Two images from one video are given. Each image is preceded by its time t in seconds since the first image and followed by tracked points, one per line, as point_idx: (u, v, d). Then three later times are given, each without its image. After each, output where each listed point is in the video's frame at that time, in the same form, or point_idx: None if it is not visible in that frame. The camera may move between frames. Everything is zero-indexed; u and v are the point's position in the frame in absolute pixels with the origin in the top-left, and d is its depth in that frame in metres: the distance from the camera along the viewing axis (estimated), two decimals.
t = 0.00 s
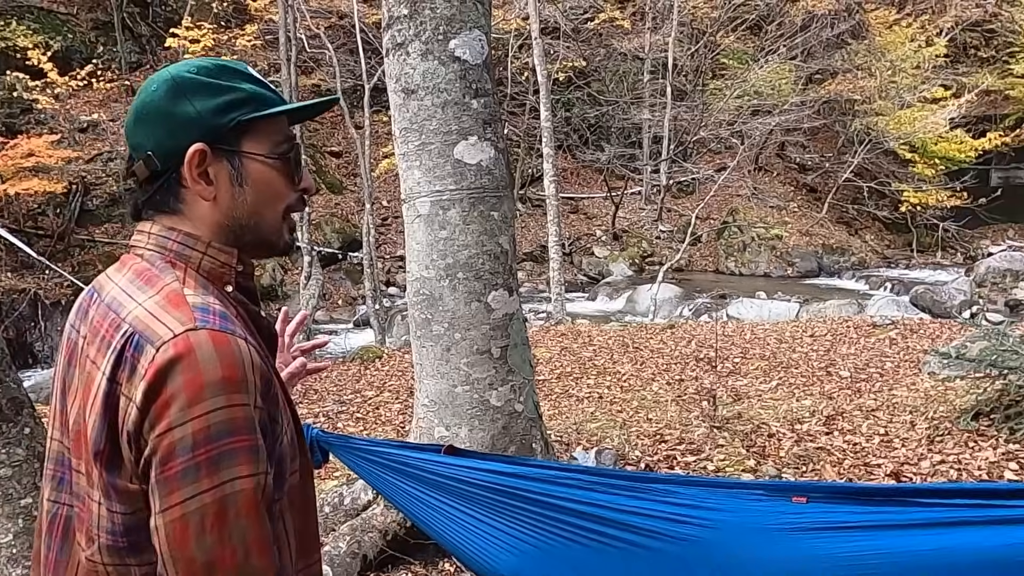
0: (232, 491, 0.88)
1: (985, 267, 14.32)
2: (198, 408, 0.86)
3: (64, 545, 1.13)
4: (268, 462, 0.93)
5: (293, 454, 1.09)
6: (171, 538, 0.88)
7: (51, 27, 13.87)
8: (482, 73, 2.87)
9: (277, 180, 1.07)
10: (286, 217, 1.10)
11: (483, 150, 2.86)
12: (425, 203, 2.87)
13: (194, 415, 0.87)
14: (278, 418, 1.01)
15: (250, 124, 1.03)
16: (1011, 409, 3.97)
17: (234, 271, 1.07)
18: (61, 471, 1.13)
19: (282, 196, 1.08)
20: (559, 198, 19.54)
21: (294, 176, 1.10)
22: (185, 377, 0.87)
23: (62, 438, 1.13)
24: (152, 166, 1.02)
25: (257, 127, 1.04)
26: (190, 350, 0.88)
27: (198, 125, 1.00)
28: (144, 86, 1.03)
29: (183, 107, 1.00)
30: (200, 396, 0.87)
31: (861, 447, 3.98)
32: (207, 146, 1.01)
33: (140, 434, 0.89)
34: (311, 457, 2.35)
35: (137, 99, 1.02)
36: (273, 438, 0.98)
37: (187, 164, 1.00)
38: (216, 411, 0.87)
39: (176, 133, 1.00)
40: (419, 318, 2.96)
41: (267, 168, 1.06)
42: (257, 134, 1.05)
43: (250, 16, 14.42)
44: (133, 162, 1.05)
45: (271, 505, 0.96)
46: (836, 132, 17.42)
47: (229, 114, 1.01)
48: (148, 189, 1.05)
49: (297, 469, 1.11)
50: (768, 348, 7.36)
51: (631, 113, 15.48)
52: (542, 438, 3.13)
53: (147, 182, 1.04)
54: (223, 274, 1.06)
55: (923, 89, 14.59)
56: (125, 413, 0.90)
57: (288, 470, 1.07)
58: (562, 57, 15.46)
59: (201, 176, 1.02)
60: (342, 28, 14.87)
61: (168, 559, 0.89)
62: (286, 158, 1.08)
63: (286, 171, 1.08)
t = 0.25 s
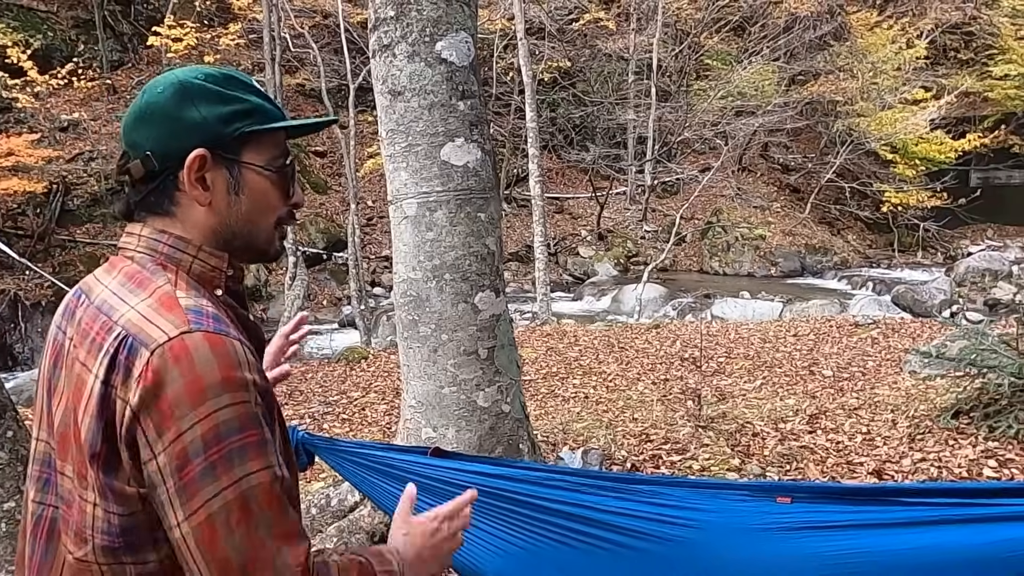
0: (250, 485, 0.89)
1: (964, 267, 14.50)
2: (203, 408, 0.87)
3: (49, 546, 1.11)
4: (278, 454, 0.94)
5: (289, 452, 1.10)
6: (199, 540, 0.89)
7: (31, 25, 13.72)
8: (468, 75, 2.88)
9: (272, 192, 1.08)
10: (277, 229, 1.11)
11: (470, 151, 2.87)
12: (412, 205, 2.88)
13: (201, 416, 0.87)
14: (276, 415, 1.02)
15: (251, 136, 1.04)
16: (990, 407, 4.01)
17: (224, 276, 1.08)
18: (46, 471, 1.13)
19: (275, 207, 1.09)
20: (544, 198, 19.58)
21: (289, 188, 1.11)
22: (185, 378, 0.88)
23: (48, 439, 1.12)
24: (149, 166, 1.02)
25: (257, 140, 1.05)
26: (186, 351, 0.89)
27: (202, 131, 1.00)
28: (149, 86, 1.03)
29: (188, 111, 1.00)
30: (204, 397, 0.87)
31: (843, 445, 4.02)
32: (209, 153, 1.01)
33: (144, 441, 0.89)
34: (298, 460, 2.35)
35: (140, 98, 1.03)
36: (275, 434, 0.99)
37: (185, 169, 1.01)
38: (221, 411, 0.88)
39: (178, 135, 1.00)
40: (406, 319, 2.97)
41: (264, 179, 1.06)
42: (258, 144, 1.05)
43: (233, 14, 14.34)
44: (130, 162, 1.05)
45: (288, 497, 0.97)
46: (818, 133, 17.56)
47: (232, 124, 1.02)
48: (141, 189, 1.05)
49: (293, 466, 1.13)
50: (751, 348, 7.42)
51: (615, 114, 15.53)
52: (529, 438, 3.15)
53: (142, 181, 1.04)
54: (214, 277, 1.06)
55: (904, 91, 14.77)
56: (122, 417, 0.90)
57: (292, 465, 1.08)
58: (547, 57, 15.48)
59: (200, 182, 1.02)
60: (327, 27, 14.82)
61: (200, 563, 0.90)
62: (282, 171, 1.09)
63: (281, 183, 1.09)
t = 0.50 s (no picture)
0: (297, 431, 0.94)
1: (940, 265, 14.71)
2: (219, 386, 0.90)
3: (41, 550, 1.11)
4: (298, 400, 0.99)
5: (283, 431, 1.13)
6: (274, 492, 0.93)
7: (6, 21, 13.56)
8: (452, 76, 2.91)
9: (242, 194, 1.09)
10: (253, 232, 1.12)
11: (454, 153, 2.90)
12: (396, 206, 2.90)
13: (218, 396, 0.90)
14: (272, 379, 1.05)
15: (217, 140, 1.05)
16: (964, 403, 4.09)
17: (201, 277, 1.10)
18: (31, 478, 1.12)
19: (248, 209, 1.10)
20: (527, 197, 19.63)
21: (263, 188, 1.12)
22: (190, 365, 0.90)
23: (30, 447, 1.12)
24: (119, 173, 1.05)
25: (224, 143, 1.06)
26: (183, 344, 0.91)
27: (166, 137, 1.02)
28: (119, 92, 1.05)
29: (152, 118, 1.02)
30: (216, 378, 0.90)
31: (821, 441, 4.10)
32: (172, 159, 1.03)
33: (166, 433, 0.91)
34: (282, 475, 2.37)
35: (111, 105, 1.05)
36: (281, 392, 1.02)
37: (152, 175, 1.03)
38: (235, 384, 0.91)
39: (145, 141, 1.03)
40: (390, 319, 2.99)
41: (232, 182, 1.07)
42: (223, 148, 1.06)
43: (214, 12, 14.24)
44: (103, 168, 1.07)
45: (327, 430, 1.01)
46: (798, 133, 17.73)
47: (197, 128, 1.03)
48: (114, 195, 1.07)
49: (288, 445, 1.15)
50: (732, 346, 7.49)
51: (598, 113, 15.58)
52: (513, 436, 3.18)
53: (115, 187, 1.07)
54: (192, 278, 1.08)
55: (882, 92, 14.98)
56: (130, 415, 0.92)
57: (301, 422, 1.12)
58: (530, 56, 15.53)
59: (167, 187, 1.04)
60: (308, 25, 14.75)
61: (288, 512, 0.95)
62: (252, 171, 1.09)
63: (254, 186, 1.10)
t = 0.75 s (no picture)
0: (295, 407, 0.98)
1: (920, 265, 14.95)
2: (216, 373, 0.95)
3: (30, 541, 1.14)
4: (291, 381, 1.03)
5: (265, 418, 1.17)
6: (280, 467, 0.98)
7: None
8: (435, 79, 2.96)
9: (224, 198, 1.12)
10: (234, 235, 1.16)
11: (437, 154, 2.94)
12: (380, 206, 2.94)
13: (215, 382, 0.95)
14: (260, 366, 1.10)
15: (201, 147, 1.09)
16: (937, 400, 4.21)
17: (185, 278, 1.14)
18: (20, 472, 1.15)
19: (230, 214, 1.14)
20: (513, 198, 19.69)
21: (245, 192, 1.15)
22: (185, 356, 0.95)
23: (19, 441, 1.15)
24: (104, 176, 1.09)
25: (207, 150, 1.10)
26: (178, 337, 0.95)
27: (152, 144, 1.06)
28: (104, 97, 1.09)
29: (138, 124, 1.06)
30: (211, 366, 0.95)
31: (799, 438, 4.18)
32: (157, 165, 1.07)
33: (167, 421, 0.96)
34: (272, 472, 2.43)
35: (96, 110, 1.09)
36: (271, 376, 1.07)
37: (137, 180, 1.07)
38: (230, 369, 0.95)
39: (130, 148, 1.07)
40: (374, 318, 3.02)
41: (215, 187, 1.11)
42: (207, 155, 1.10)
43: (197, 11, 14.18)
44: (89, 171, 1.11)
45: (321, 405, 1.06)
46: (780, 134, 17.93)
47: (181, 135, 1.07)
48: (100, 198, 1.11)
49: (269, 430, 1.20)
50: (714, 345, 7.58)
51: (582, 114, 15.68)
52: (495, 433, 3.22)
53: (99, 189, 1.11)
54: (177, 279, 1.12)
55: (863, 94, 15.20)
56: (129, 406, 0.97)
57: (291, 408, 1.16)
58: (515, 57, 15.59)
59: (151, 193, 1.08)
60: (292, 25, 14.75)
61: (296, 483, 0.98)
62: (234, 177, 1.13)
63: (237, 190, 1.14)
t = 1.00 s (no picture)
0: (291, 364, 1.12)
1: (902, 264, 15.12)
2: (217, 343, 1.09)
3: (23, 521, 1.27)
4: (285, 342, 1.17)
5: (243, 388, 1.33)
6: (280, 420, 1.12)
7: None
8: (416, 79, 3.01)
9: (222, 197, 1.24)
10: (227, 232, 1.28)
11: (418, 152, 3.00)
12: (362, 203, 2.99)
13: (217, 351, 1.09)
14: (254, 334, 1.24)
15: (205, 150, 1.20)
16: (907, 394, 4.31)
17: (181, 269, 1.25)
18: (15, 454, 1.27)
19: (227, 212, 1.26)
20: (499, 195, 19.73)
21: (239, 192, 1.28)
22: (188, 332, 1.09)
23: (14, 424, 1.26)
24: (111, 171, 1.19)
25: (210, 152, 1.21)
26: (178, 314, 1.10)
27: (162, 144, 1.17)
28: (114, 97, 1.19)
29: (149, 126, 1.17)
30: (211, 337, 1.09)
31: (773, 430, 4.29)
32: (166, 163, 1.18)
33: (175, 391, 1.10)
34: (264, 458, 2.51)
35: (107, 108, 1.19)
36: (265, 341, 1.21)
37: (145, 176, 1.17)
38: (229, 338, 1.10)
39: (140, 146, 1.17)
40: (357, 313, 3.09)
41: (216, 187, 1.23)
42: (210, 158, 1.21)
43: (182, 7, 14.12)
44: (94, 165, 1.21)
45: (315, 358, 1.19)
46: (765, 133, 18.03)
47: (189, 137, 1.18)
48: (103, 190, 1.22)
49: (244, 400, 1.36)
50: (695, 341, 7.69)
51: (569, 112, 15.71)
52: (475, 426, 3.28)
53: (105, 184, 1.21)
54: (174, 269, 1.24)
55: (846, 93, 15.22)
56: (138, 380, 1.11)
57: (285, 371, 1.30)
58: (501, 56, 15.61)
59: (157, 189, 1.19)
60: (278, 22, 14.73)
61: (298, 431, 1.13)
62: (232, 179, 1.25)
63: (233, 192, 1.25)
